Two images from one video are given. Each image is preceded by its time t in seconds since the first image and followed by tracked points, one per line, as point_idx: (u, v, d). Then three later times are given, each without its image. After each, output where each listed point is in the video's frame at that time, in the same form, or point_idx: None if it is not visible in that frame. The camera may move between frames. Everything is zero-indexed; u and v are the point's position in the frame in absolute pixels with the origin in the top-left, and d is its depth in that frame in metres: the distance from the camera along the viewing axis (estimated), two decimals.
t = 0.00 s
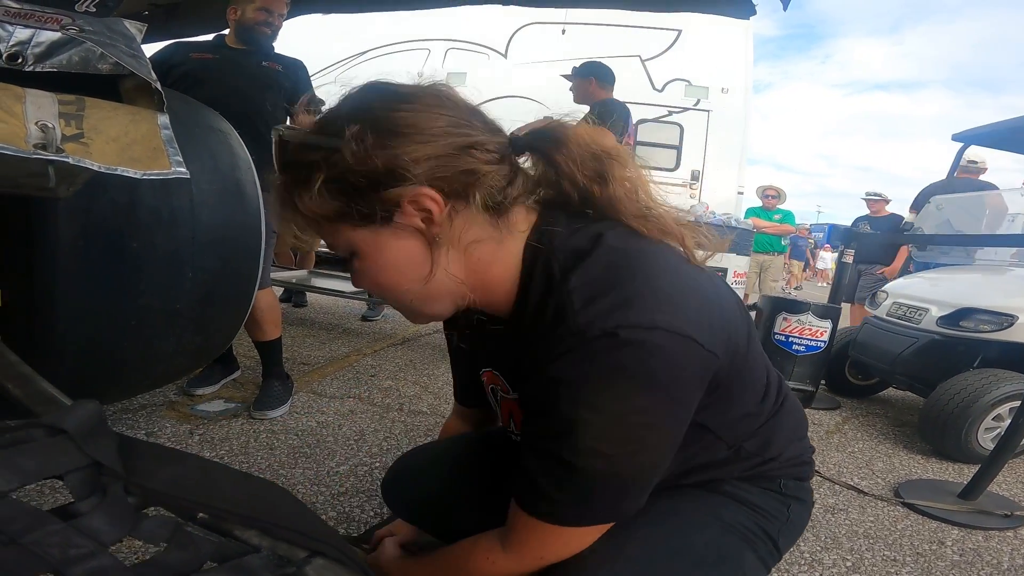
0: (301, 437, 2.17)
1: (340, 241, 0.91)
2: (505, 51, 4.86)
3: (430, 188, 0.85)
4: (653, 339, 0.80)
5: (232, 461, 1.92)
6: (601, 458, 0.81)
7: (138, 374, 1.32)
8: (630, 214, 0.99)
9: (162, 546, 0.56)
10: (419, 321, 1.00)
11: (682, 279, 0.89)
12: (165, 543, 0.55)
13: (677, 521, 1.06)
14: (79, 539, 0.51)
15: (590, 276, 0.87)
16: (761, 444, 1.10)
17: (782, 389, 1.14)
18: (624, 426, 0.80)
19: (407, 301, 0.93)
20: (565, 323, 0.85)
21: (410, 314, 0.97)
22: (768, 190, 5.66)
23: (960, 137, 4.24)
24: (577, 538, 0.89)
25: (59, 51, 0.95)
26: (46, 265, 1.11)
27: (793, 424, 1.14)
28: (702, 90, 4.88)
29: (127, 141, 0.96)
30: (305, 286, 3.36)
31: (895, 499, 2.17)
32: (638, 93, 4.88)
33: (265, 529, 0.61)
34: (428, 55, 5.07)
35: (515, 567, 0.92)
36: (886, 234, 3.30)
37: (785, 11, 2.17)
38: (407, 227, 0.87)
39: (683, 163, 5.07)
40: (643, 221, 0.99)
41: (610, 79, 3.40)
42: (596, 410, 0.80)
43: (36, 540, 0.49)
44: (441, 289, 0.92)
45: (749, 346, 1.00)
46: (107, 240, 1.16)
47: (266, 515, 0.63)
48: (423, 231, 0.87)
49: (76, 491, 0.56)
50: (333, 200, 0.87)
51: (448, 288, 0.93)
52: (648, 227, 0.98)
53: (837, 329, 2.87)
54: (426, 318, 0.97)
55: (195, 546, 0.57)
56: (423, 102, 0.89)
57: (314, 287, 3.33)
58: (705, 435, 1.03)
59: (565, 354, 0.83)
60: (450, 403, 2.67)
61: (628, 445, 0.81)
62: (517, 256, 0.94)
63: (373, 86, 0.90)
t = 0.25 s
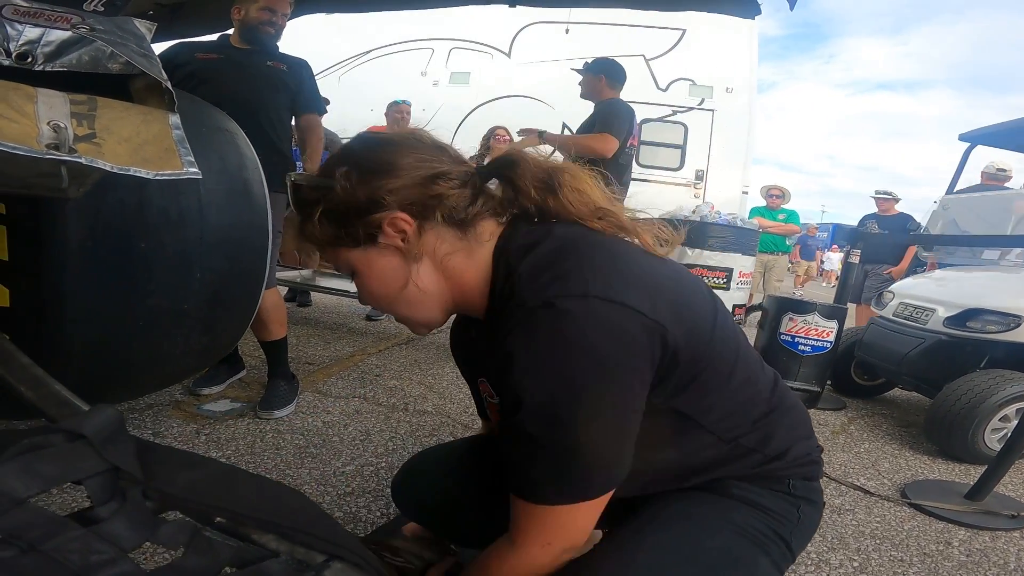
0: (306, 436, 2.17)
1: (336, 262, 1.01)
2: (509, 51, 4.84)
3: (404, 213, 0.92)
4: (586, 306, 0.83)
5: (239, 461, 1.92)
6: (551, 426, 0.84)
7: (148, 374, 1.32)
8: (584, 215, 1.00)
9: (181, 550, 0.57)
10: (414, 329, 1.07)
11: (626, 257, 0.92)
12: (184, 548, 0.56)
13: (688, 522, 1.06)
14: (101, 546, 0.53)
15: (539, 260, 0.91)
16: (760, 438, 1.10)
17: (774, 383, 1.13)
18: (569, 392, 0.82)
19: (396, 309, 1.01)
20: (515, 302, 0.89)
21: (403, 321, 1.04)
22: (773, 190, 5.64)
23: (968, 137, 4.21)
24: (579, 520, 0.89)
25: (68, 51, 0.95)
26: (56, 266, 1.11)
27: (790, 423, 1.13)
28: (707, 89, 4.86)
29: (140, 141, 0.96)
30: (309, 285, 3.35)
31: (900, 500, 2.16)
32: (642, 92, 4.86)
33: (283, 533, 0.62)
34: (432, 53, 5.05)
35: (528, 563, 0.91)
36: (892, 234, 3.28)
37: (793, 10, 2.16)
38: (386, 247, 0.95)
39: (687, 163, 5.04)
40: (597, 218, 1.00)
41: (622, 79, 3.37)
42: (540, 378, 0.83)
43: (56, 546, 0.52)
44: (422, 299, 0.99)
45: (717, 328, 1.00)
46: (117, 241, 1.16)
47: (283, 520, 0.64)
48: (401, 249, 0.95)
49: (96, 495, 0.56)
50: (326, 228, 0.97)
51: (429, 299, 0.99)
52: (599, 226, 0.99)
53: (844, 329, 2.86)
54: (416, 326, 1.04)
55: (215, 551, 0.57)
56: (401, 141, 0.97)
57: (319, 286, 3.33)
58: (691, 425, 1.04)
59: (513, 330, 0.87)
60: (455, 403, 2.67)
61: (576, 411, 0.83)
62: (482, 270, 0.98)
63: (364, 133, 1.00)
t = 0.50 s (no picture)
0: (310, 437, 2.17)
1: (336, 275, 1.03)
2: (509, 50, 4.83)
3: (392, 225, 0.95)
4: (540, 286, 0.85)
5: (243, 461, 1.92)
6: (522, 408, 0.84)
7: (153, 374, 1.32)
8: (555, 215, 0.99)
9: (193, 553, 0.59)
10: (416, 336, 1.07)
11: (585, 243, 0.94)
12: (195, 551, 0.59)
13: (697, 517, 1.06)
14: (114, 550, 0.54)
15: (508, 249, 0.91)
16: (756, 427, 1.10)
17: (760, 368, 1.13)
18: (535, 372, 0.83)
19: (393, 316, 1.02)
20: (483, 290, 0.90)
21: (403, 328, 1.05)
22: (774, 188, 5.63)
23: (970, 134, 4.20)
24: (580, 510, 0.88)
25: (71, 51, 0.95)
26: (62, 268, 1.11)
27: (784, 412, 1.13)
28: (708, 87, 4.85)
29: (144, 141, 0.94)
30: (311, 286, 3.35)
31: (906, 497, 2.15)
32: (643, 91, 4.85)
33: (293, 535, 0.63)
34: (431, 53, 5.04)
35: (536, 554, 0.90)
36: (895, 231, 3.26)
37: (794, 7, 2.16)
38: (377, 257, 0.97)
39: (689, 161, 5.03)
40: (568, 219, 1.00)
41: (618, 79, 3.37)
42: (507, 360, 0.84)
43: (68, 550, 0.52)
44: (415, 305, 0.99)
45: (688, 310, 1.01)
46: (122, 242, 1.16)
47: (295, 521, 0.65)
48: (393, 258, 0.97)
49: (107, 499, 0.57)
50: (325, 242, 1.00)
51: (422, 305, 0.99)
52: (567, 225, 0.98)
53: (847, 327, 2.85)
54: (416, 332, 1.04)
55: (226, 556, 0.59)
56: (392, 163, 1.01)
57: (321, 286, 3.32)
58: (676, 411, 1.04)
59: (481, 317, 0.89)
60: (458, 402, 2.66)
61: (543, 390, 0.83)
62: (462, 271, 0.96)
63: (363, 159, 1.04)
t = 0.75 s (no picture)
0: (313, 437, 2.17)
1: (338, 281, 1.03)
2: (509, 50, 4.83)
3: (397, 233, 0.95)
4: (529, 307, 0.86)
5: (246, 461, 1.92)
6: (518, 425, 0.85)
7: (157, 373, 1.32)
8: (552, 222, 0.99)
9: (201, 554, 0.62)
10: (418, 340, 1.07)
11: (576, 254, 0.94)
12: (203, 553, 0.61)
13: (702, 514, 1.06)
14: (124, 551, 0.56)
15: (503, 267, 0.92)
16: (757, 423, 1.10)
17: (758, 367, 1.13)
18: (529, 390, 0.84)
19: (396, 322, 1.01)
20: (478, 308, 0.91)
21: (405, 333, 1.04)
22: (775, 188, 5.63)
23: (972, 134, 4.20)
24: (550, 523, 0.89)
25: (77, 51, 0.95)
26: (66, 268, 1.11)
27: (784, 408, 1.13)
28: (708, 87, 4.86)
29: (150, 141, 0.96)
30: (313, 286, 3.35)
31: (908, 497, 2.15)
32: (643, 91, 4.84)
33: (302, 535, 0.65)
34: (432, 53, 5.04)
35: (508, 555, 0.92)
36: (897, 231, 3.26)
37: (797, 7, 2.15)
38: (382, 264, 0.96)
39: (690, 161, 5.03)
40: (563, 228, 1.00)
41: (620, 77, 3.36)
42: (501, 380, 0.85)
43: (79, 551, 0.54)
44: (419, 312, 0.99)
45: (682, 314, 1.01)
46: (125, 242, 1.16)
47: (304, 523, 0.66)
48: (398, 265, 0.96)
49: (117, 500, 0.58)
50: (329, 249, 1.00)
51: (426, 312, 0.99)
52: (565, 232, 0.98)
53: (849, 327, 2.85)
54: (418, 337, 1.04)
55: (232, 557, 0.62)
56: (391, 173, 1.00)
57: (323, 286, 3.32)
58: (675, 414, 1.04)
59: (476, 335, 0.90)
60: (460, 402, 2.66)
61: (537, 409, 0.84)
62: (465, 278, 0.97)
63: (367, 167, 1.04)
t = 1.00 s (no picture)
0: (313, 437, 2.17)
1: (340, 276, 1.02)
2: (509, 50, 4.82)
3: (404, 231, 0.94)
4: (535, 313, 0.86)
5: (246, 462, 1.92)
6: (523, 433, 0.85)
7: (157, 374, 1.31)
8: (557, 224, 0.99)
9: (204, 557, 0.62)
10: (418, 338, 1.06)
11: (581, 259, 0.94)
12: (208, 554, 0.61)
13: (705, 513, 1.05)
14: (125, 554, 0.55)
15: (508, 273, 0.91)
16: (761, 422, 1.10)
17: (762, 368, 1.13)
18: (536, 398, 0.84)
19: (398, 320, 1.01)
20: (482, 313, 0.91)
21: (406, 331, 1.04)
22: (776, 187, 5.63)
23: (973, 133, 4.19)
24: (526, 530, 0.90)
25: (77, 49, 0.95)
26: (66, 269, 1.11)
27: (788, 409, 1.13)
28: (708, 87, 4.86)
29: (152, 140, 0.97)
30: (313, 285, 3.35)
31: (909, 496, 2.14)
32: (643, 90, 4.83)
33: (306, 537, 0.65)
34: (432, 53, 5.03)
35: (484, 559, 0.92)
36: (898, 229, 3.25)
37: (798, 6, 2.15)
38: (387, 262, 0.95)
39: (690, 160, 5.03)
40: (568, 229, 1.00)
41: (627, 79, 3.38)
42: (507, 386, 0.84)
43: (81, 554, 0.53)
44: (422, 311, 0.99)
45: (687, 316, 1.00)
46: (126, 242, 1.16)
47: (308, 525, 0.66)
48: (404, 263, 0.96)
49: (118, 502, 0.58)
50: (333, 244, 0.99)
51: (429, 311, 0.99)
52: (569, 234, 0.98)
53: (850, 326, 2.84)
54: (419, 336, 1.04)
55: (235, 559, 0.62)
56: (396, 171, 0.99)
57: (323, 286, 3.31)
58: (680, 416, 1.04)
59: (481, 341, 0.89)
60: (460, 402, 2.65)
61: (542, 416, 0.84)
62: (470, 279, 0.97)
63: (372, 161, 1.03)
